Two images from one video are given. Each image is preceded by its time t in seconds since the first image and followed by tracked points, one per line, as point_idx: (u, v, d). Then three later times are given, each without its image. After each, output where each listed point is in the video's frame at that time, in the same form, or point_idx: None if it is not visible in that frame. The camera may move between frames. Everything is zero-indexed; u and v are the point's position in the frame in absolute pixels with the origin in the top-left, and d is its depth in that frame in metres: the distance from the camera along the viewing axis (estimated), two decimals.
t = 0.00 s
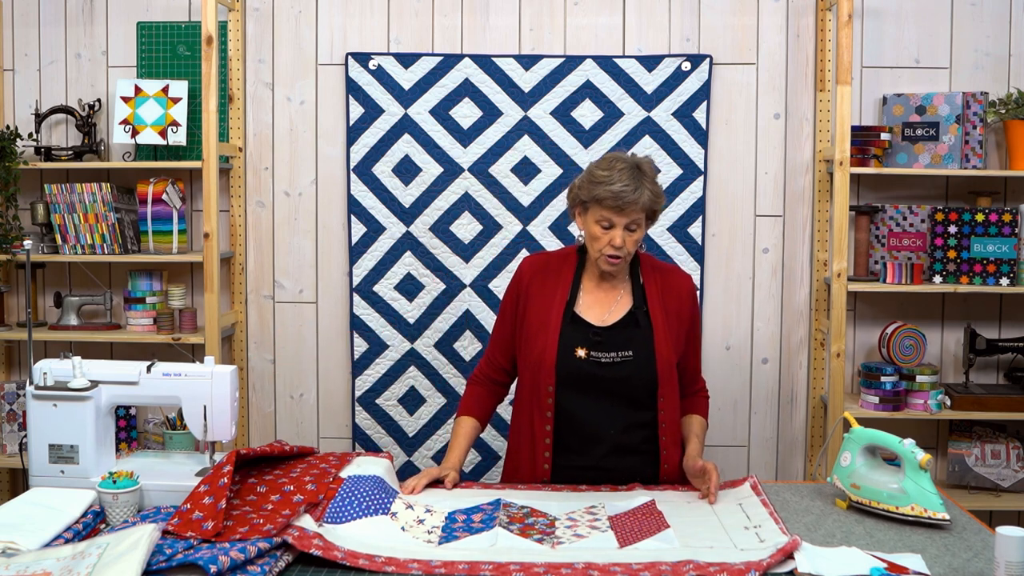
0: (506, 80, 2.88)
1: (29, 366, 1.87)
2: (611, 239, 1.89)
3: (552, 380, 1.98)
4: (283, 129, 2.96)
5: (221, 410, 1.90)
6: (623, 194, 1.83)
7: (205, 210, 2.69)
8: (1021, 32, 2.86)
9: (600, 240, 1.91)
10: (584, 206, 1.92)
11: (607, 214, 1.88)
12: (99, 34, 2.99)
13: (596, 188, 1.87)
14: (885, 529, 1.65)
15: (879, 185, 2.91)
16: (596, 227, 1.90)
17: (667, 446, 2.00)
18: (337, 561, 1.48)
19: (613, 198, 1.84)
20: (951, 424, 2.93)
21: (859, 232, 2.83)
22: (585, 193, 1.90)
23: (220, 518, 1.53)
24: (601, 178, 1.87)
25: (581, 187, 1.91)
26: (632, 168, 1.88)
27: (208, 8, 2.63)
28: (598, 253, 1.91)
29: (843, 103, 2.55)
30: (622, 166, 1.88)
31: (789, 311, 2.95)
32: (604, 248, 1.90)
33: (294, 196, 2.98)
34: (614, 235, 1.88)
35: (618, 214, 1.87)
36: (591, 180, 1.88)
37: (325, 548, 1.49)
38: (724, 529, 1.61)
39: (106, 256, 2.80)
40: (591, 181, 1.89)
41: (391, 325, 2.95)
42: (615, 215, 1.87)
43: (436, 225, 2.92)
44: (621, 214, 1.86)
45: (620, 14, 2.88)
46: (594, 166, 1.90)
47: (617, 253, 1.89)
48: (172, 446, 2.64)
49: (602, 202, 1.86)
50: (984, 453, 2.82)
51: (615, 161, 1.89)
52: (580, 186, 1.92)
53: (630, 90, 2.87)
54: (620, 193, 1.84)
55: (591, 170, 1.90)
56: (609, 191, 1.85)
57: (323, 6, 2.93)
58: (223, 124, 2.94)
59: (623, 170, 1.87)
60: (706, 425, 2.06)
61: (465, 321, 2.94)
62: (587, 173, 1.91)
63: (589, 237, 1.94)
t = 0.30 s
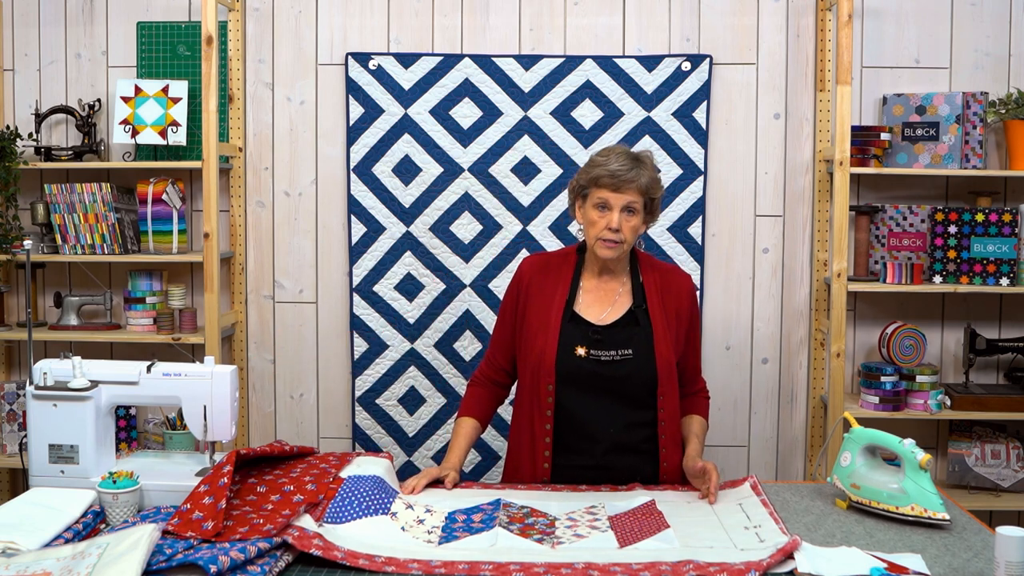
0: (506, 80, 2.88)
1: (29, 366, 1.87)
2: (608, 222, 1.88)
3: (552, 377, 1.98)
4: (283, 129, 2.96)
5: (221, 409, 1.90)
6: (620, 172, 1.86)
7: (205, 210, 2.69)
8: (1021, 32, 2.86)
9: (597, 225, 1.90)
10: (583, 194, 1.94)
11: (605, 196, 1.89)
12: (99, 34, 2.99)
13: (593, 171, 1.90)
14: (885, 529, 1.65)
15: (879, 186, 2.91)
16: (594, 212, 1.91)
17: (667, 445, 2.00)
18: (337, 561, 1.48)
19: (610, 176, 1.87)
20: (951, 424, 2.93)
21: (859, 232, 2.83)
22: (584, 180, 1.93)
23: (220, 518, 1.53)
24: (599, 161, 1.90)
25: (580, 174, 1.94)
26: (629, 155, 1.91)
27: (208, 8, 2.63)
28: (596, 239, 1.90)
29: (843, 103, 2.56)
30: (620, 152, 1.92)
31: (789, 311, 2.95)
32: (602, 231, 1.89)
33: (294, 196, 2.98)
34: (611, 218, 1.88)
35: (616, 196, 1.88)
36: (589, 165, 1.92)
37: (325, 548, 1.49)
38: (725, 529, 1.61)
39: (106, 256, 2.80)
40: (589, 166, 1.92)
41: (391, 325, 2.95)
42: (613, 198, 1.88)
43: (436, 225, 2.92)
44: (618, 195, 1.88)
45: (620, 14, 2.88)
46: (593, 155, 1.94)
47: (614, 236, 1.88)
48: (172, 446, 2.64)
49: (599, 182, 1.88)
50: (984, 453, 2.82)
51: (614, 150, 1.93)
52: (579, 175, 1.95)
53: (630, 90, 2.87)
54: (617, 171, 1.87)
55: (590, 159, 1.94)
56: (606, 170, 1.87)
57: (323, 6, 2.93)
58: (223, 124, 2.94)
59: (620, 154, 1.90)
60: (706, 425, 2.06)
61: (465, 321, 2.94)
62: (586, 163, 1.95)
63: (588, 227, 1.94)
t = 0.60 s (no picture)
0: (506, 80, 2.88)
1: (30, 366, 1.87)
2: (616, 238, 1.89)
3: (558, 373, 1.98)
4: (283, 129, 2.96)
5: (221, 410, 1.90)
6: (627, 193, 1.83)
7: (205, 210, 2.69)
8: (1021, 32, 2.86)
9: (604, 239, 1.91)
10: (587, 206, 1.92)
11: (611, 212, 1.88)
12: (99, 34, 2.99)
13: (598, 188, 1.87)
14: (885, 529, 1.65)
15: (879, 185, 2.91)
16: (599, 226, 1.90)
17: (669, 441, 2.00)
18: (337, 561, 1.48)
19: (618, 198, 1.84)
20: (951, 424, 2.93)
21: (859, 232, 2.83)
22: (587, 193, 1.90)
23: (220, 518, 1.53)
24: (603, 178, 1.86)
25: (584, 187, 1.90)
26: (632, 166, 1.88)
27: (208, 8, 2.63)
28: (603, 251, 1.92)
29: (843, 103, 2.56)
30: (623, 164, 1.88)
31: (789, 311, 2.95)
32: (609, 245, 1.90)
33: (294, 196, 2.98)
34: (619, 234, 1.88)
35: (622, 212, 1.87)
36: (593, 180, 1.88)
37: (325, 548, 1.49)
38: (725, 529, 1.61)
39: (106, 256, 2.80)
40: (593, 181, 1.88)
41: (391, 325, 2.95)
42: (619, 214, 1.87)
43: (436, 225, 2.92)
44: (626, 212, 1.87)
45: (620, 14, 2.88)
46: (595, 165, 1.90)
47: (622, 250, 1.90)
48: (172, 446, 2.64)
49: (607, 202, 1.86)
50: (984, 453, 2.82)
51: (616, 159, 1.89)
52: (582, 186, 1.91)
53: (630, 90, 2.87)
54: (624, 192, 1.84)
55: (592, 171, 1.90)
56: (612, 190, 1.84)
57: (323, 6, 2.93)
58: (223, 124, 2.94)
59: (624, 168, 1.86)
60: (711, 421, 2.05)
61: (465, 321, 2.94)
62: (588, 173, 1.91)
63: (592, 236, 1.94)
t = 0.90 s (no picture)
0: (506, 80, 2.88)
1: (29, 366, 1.87)
2: (608, 247, 1.90)
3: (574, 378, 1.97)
4: (283, 129, 2.96)
5: (221, 410, 1.90)
6: (618, 206, 1.83)
7: (205, 210, 2.69)
8: (1021, 32, 2.86)
9: (597, 246, 1.92)
10: (579, 214, 1.91)
11: (603, 222, 1.88)
12: (99, 34, 2.99)
13: (590, 199, 1.86)
14: (885, 529, 1.65)
15: (879, 185, 2.91)
16: (592, 234, 1.91)
17: (672, 434, 2.03)
18: (337, 561, 1.48)
19: (608, 210, 1.84)
20: (951, 424, 2.93)
21: (859, 232, 2.83)
22: (578, 203, 1.89)
23: (220, 518, 1.53)
24: (595, 189, 1.85)
25: (576, 196, 1.90)
26: (623, 175, 1.87)
27: (208, 8, 2.63)
28: (597, 257, 1.93)
29: (843, 103, 2.55)
30: (614, 174, 1.86)
31: (789, 311, 2.95)
32: (602, 253, 1.91)
33: (294, 196, 2.98)
34: (611, 243, 1.89)
35: (614, 222, 1.87)
36: (583, 191, 1.87)
37: (325, 548, 1.49)
38: (725, 529, 1.61)
39: (106, 256, 2.81)
40: (584, 192, 1.87)
41: (391, 325, 2.95)
42: (611, 223, 1.88)
43: (436, 225, 2.92)
44: (617, 222, 1.87)
45: (620, 14, 2.88)
46: (586, 175, 1.89)
47: (615, 258, 1.91)
48: (172, 446, 2.64)
49: (598, 213, 1.86)
50: (984, 453, 2.82)
51: (606, 168, 1.88)
52: (574, 194, 1.91)
53: (630, 90, 2.87)
54: (616, 205, 1.83)
55: (583, 180, 1.89)
56: (604, 203, 1.84)
57: (323, 6, 2.93)
58: (223, 124, 2.94)
59: (615, 179, 1.85)
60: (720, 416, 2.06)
61: (466, 321, 2.94)
62: (579, 182, 1.89)
63: (585, 242, 1.95)
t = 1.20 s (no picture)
0: (506, 80, 2.88)
1: (30, 366, 1.87)
2: (589, 250, 1.90)
3: (569, 381, 1.97)
4: (283, 129, 2.96)
5: (221, 410, 1.90)
6: (597, 211, 1.83)
7: (205, 210, 2.69)
8: (1021, 32, 2.86)
9: (579, 248, 1.93)
10: (566, 214, 1.92)
11: (584, 225, 1.88)
12: (99, 34, 2.99)
13: (573, 201, 1.86)
14: (885, 529, 1.65)
15: (879, 186, 2.91)
16: (576, 235, 1.92)
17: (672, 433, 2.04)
18: (337, 561, 1.48)
19: (588, 215, 1.84)
20: (951, 424, 2.93)
21: (859, 232, 2.83)
22: (566, 202, 1.90)
23: (220, 518, 1.53)
24: (580, 191, 1.85)
25: (563, 197, 1.90)
26: (610, 181, 1.86)
27: (208, 8, 2.63)
28: (580, 258, 1.94)
29: (843, 103, 2.55)
30: (601, 179, 1.86)
31: (789, 311, 2.95)
32: (583, 255, 1.92)
33: (294, 196, 2.98)
34: (591, 247, 1.90)
35: (594, 227, 1.87)
36: (570, 191, 1.87)
37: (325, 548, 1.49)
38: (725, 529, 1.61)
39: (106, 256, 2.81)
40: (571, 192, 1.88)
41: (391, 325, 2.95)
42: (592, 228, 1.88)
43: (436, 225, 2.92)
44: (597, 227, 1.86)
45: (620, 14, 2.88)
46: (575, 177, 1.89)
47: (595, 261, 1.92)
48: (172, 446, 2.64)
49: (579, 216, 1.86)
50: (984, 453, 2.82)
51: (595, 172, 1.87)
52: (562, 195, 1.91)
53: (630, 90, 2.87)
54: (595, 210, 1.83)
55: (572, 181, 1.89)
56: (584, 206, 1.84)
57: (323, 6, 2.93)
58: (223, 124, 2.94)
59: (601, 184, 1.85)
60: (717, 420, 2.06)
61: (466, 321, 2.94)
62: (569, 182, 1.90)
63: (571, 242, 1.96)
